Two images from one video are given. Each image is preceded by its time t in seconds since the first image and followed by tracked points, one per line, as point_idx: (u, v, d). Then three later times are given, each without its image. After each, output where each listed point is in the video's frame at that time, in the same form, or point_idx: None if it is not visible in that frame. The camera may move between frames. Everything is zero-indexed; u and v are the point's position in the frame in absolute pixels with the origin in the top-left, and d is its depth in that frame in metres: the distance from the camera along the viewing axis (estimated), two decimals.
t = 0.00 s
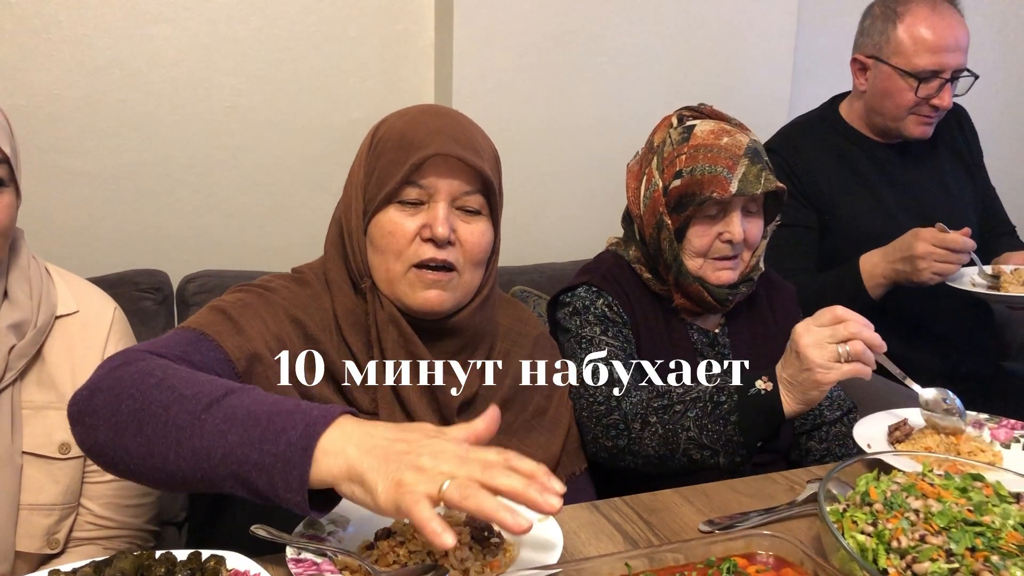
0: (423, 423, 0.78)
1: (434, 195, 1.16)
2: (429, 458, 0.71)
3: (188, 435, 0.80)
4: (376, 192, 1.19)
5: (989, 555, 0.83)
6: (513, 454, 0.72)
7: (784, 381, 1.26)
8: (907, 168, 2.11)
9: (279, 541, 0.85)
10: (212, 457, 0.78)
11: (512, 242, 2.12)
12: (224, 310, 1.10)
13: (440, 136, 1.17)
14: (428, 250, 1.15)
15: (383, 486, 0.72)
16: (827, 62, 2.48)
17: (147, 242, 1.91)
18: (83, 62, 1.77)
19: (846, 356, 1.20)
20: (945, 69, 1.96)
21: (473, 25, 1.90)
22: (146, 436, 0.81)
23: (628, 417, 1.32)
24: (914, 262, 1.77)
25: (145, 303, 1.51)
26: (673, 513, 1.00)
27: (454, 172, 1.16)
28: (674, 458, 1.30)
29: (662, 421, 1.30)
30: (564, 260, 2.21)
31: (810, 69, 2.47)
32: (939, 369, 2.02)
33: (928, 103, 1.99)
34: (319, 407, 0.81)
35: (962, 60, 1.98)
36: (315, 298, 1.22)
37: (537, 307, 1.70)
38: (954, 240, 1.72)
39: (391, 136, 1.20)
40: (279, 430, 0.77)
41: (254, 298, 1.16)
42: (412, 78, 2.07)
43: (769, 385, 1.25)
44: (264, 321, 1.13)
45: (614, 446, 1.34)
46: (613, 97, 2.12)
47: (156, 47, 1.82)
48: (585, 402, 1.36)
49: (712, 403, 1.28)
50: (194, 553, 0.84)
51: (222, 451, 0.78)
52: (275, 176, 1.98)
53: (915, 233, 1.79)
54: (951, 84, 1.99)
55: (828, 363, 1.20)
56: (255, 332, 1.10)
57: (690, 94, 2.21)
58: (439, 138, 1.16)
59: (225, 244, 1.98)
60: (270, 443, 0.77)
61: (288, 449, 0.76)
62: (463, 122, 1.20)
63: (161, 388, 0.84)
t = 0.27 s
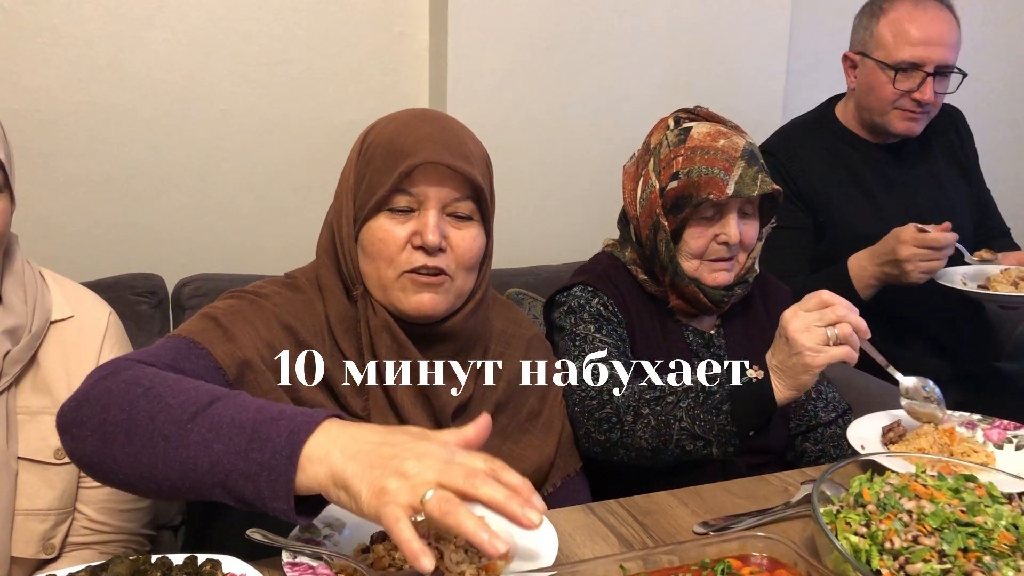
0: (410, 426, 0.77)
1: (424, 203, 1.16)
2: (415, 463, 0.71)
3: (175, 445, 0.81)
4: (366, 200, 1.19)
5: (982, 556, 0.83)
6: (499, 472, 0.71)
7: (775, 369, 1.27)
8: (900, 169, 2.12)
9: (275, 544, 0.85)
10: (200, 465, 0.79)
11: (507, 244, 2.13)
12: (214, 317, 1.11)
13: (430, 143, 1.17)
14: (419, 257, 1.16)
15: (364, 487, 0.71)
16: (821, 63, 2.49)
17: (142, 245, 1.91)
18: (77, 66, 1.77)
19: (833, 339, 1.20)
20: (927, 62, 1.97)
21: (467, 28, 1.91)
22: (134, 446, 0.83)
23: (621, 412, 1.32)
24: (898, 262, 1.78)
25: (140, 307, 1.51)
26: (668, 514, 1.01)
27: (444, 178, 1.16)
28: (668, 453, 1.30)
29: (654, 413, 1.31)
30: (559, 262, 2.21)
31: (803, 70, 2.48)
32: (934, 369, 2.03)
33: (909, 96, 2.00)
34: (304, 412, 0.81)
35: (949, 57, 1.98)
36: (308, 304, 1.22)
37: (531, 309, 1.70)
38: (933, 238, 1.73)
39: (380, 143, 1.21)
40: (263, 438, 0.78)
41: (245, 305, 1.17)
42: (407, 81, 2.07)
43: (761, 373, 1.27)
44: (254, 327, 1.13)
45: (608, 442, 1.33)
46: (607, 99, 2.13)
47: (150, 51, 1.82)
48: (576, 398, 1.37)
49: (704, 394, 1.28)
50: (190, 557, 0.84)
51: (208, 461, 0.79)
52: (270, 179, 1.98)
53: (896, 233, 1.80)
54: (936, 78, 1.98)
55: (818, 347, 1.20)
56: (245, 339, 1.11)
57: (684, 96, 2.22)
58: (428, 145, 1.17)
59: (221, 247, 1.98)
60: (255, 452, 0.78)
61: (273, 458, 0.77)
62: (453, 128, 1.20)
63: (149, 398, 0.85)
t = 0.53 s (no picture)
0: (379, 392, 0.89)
1: (416, 206, 1.16)
2: (400, 401, 0.84)
3: (164, 451, 0.84)
4: (359, 204, 1.20)
5: (977, 557, 0.84)
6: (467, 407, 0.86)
7: (779, 376, 1.26)
8: (897, 172, 2.12)
9: (273, 548, 0.85)
10: (190, 470, 0.83)
11: (505, 248, 2.13)
12: (203, 326, 1.12)
13: (422, 147, 1.18)
14: (411, 260, 1.16)
15: (365, 440, 0.81)
16: (817, 66, 2.50)
17: (140, 250, 1.91)
18: (74, 71, 1.77)
19: (841, 351, 1.21)
20: (935, 62, 1.97)
21: (465, 32, 1.91)
22: (123, 455, 0.85)
23: (621, 414, 1.33)
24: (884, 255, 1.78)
25: (138, 311, 1.51)
26: (665, 517, 1.01)
27: (436, 181, 1.17)
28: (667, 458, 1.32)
29: (654, 416, 1.32)
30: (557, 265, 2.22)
31: (799, 74, 2.49)
32: (931, 371, 2.04)
33: (917, 96, 2.00)
34: (292, 411, 0.88)
35: (956, 57, 1.99)
36: (298, 310, 1.22)
37: (529, 313, 1.71)
38: (914, 228, 1.72)
39: (373, 147, 1.21)
40: (256, 438, 0.84)
41: (235, 313, 1.18)
42: (404, 85, 2.08)
43: (761, 380, 1.27)
44: (243, 336, 1.14)
45: (606, 444, 1.34)
46: (604, 103, 2.14)
47: (148, 56, 1.82)
48: (577, 400, 1.37)
49: (704, 399, 1.30)
50: (188, 561, 0.84)
51: (201, 464, 0.83)
52: (267, 183, 1.99)
53: (877, 227, 1.81)
54: (943, 77, 1.99)
55: (825, 357, 1.21)
56: (233, 347, 1.11)
57: (681, 100, 2.23)
58: (420, 148, 1.17)
59: (219, 251, 1.98)
60: (248, 452, 0.83)
61: (267, 456, 0.83)
62: (445, 131, 1.21)
63: (133, 406, 0.88)
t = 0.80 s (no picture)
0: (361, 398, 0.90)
1: (407, 209, 1.17)
2: (383, 409, 0.84)
3: (152, 454, 0.85)
4: (352, 208, 1.21)
5: (974, 561, 0.85)
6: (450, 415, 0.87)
7: (796, 398, 1.23)
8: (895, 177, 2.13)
9: (275, 554, 0.86)
10: (178, 472, 0.84)
11: (505, 252, 2.14)
12: (196, 331, 1.13)
13: (412, 150, 1.19)
14: (403, 262, 1.17)
15: (347, 443, 0.82)
16: (815, 72, 2.51)
17: (141, 256, 1.92)
18: (76, 79, 1.78)
19: (861, 377, 1.18)
20: (947, 68, 1.98)
21: (465, 38, 1.93)
22: (112, 458, 0.86)
23: (632, 420, 1.33)
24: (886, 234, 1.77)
25: (139, 317, 1.52)
26: (665, 522, 1.01)
27: (427, 184, 1.18)
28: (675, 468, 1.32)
29: (668, 427, 1.31)
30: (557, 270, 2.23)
31: (797, 79, 2.50)
32: (930, 375, 2.05)
33: (930, 103, 2.00)
34: (278, 415, 0.89)
35: (969, 63, 2.00)
36: (293, 315, 1.23)
37: (529, 318, 1.72)
38: (911, 202, 1.71)
39: (364, 152, 1.22)
40: (242, 441, 0.85)
41: (228, 318, 1.18)
42: (405, 92, 2.09)
43: (778, 401, 1.22)
44: (236, 341, 1.14)
45: (615, 450, 1.34)
46: (603, 108, 2.15)
47: (149, 64, 1.83)
48: (589, 403, 1.37)
49: (719, 413, 1.26)
50: (191, 567, 0.84)
51: (188, 466, 0.84)
52: (268, 188, 2.00)
53: (875, 207, 1.80)
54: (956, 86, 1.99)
55: (845, 382, 1.18)
56: (225, 353, 1.11)
57: (679, 105, 2.24)
58: (410, 152, 1.18)
59: (220, 257, 1.99)
60: (234, 455, 0.84)
61: (253, 459, 0.83)
62: (435, 135, 1.22)
63: (122, 410, 0.89)
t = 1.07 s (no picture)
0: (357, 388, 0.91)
1: (410, 210, 1.18)
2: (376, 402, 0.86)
3: (146, 449, 0.87)
4: (355, 210, 1.22)
5: (975, 564, 0.85)
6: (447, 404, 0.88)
7: (793, 395, 1.18)
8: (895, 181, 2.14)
9: (280, 557, 0.86)
10: (175, 463, 0.86)
11: (507, 257, 2.15)
12: (191, 338, 1.14)
13: (415, 153, 1.20)
14: (406, 263, 1.17)
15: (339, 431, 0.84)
16: (815, 77, 2.53)
17: (145, 262, 1.92)
18: (79, 85, 1.79)
19: (856, 373, 1.14)
20: (961, 74, 1.98)
21: (467, 45, 1.94)
22: (109, 458, 0.88)
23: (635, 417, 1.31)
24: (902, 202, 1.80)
25: (143, 322, 1.53)
26: (668, 525, 1.02)
27: (430, 186, 1.19)
28: (671, 466, 1.28)
29: (668, 421, 1.28)
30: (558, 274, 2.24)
31: (797, 84, 2.51)
32: (930, 378, 2.06)
33: (945, 110, 2.01)
34: (266, 400, 0.91)
35: (982, 69, 2.01)
36: (293, 319, 1.24)
37: (531, 322, 1.73)
38: (925, 167, 1.75)
39: (368, 156, 1.24)
40: (233, 427, 0.87)
41: (224, 323, 1.20)
42: (407, 97, 2.10)
43: (779, 397, 1.16)
44: (231, 348, 1.16)
45: (613, 442, 1.33)
46: (604, 114, 2.16)
47: (153, 71, 1.85)
48: (592, 399, 1.36)
49: (720, 409, 1.21)
50: (197, 570, 0.85)
51: (184, 457, 0.86)
52: (271, 194, 2.01)
53: (884, 179, 1.83)
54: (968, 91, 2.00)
55: (840, 379, 1.14)
56: (220, 358, 1.13)
57: (680, 110, 2.25)
58: (414, 154, 1.19)
59: (223, 263, 2.00)
60: (227, 441, 0.86)
61: (246, 443, 0.86)
62: (438, 138, 1.23)
63: (114, 410, 0.91)
